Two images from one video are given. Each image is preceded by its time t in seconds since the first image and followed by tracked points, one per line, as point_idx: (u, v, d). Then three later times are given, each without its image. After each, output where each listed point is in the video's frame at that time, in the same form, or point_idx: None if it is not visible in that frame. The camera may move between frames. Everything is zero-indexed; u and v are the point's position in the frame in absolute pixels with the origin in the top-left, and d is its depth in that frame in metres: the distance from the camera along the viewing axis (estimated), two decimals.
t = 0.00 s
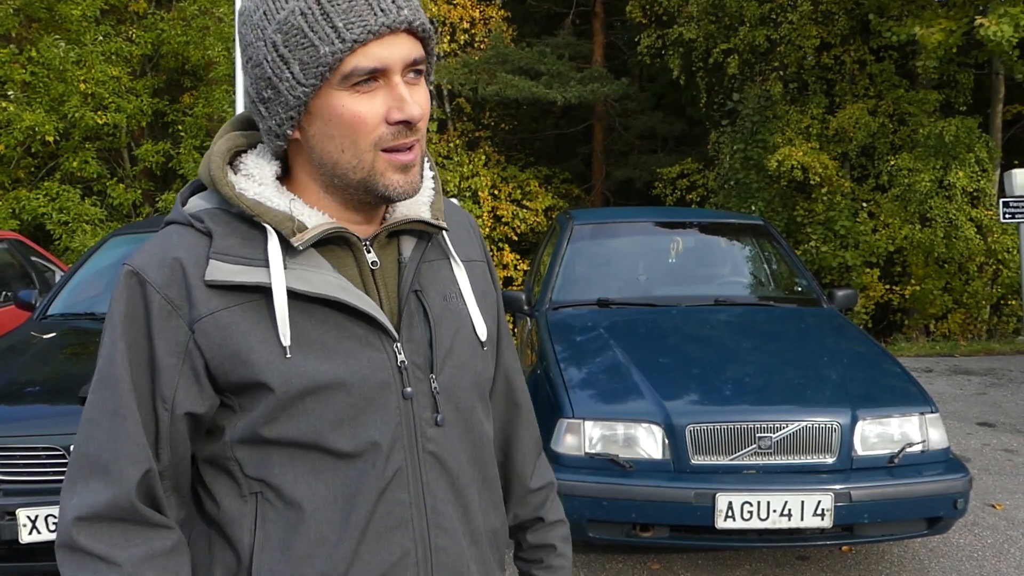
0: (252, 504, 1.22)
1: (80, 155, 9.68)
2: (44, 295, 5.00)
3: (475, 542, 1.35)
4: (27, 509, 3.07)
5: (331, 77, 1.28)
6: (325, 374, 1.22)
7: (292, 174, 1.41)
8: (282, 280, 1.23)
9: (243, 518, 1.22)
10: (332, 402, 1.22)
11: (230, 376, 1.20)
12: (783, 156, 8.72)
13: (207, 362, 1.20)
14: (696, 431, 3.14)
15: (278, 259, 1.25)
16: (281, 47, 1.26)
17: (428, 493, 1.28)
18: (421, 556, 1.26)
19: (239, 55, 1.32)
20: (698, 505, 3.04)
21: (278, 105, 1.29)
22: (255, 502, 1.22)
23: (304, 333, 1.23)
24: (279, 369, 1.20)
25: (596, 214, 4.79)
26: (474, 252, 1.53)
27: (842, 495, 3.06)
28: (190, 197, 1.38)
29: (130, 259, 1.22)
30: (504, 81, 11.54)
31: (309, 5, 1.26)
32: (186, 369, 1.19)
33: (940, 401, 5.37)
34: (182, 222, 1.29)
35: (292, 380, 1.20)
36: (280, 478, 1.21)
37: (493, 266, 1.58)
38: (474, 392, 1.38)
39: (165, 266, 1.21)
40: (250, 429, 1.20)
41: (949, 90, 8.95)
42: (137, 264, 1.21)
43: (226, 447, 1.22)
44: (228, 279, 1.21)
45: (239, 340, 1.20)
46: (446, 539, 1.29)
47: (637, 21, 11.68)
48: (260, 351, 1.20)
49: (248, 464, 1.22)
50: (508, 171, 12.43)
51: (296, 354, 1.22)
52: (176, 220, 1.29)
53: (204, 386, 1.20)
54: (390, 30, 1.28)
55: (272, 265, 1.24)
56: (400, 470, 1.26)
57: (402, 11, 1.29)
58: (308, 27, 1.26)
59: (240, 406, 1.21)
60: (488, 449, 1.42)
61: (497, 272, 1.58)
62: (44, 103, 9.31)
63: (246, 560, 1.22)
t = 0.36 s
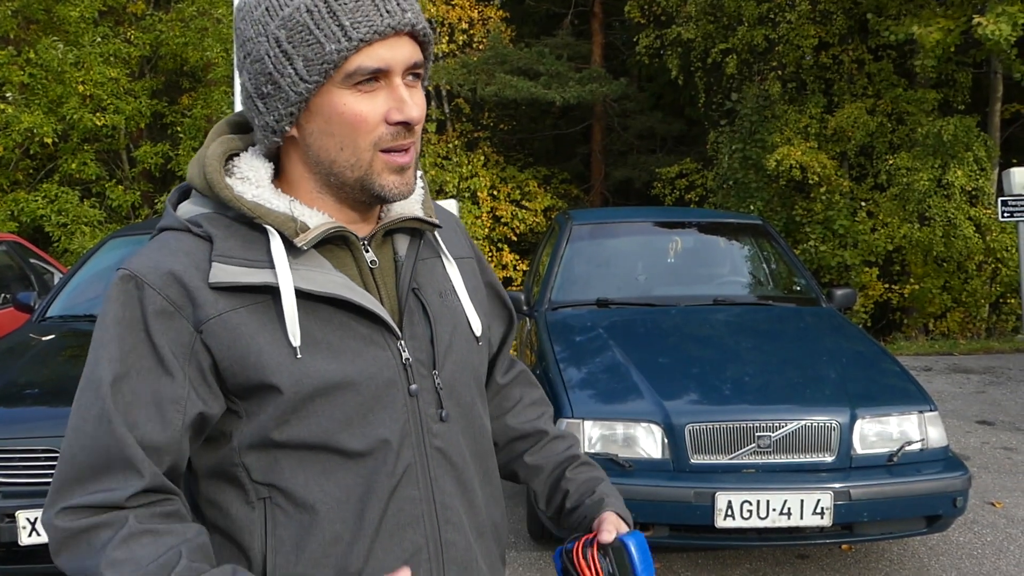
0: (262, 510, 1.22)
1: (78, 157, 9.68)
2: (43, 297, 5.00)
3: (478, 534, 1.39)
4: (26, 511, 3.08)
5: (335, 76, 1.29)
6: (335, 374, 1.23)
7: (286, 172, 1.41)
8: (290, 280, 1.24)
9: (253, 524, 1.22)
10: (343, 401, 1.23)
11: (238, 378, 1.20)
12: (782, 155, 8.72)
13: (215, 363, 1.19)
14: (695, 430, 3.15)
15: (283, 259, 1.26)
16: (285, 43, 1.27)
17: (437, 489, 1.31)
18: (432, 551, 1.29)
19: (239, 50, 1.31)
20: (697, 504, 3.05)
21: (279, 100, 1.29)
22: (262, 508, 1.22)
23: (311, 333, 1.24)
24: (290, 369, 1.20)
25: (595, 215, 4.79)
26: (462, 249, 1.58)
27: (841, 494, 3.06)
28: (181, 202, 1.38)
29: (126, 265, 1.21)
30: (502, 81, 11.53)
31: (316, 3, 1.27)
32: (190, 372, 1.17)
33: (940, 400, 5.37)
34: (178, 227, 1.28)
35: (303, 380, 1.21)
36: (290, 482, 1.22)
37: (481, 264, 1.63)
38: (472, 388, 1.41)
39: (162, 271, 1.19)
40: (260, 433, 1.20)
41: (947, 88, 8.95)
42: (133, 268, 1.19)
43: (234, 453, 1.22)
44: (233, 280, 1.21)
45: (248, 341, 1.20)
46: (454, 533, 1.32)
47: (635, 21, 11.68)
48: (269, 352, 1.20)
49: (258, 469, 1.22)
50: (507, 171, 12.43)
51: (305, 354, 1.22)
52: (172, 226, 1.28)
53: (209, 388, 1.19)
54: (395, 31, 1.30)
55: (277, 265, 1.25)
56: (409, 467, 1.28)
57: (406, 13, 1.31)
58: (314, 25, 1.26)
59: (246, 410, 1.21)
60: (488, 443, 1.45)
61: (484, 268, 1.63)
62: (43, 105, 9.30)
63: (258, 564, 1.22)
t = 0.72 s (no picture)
0: (267, 512, 1.22)
1: (77, 156, 9.66)
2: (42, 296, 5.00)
3: (482, 534, 1.40)
4: (25, 510, 3.07)
5: (333, 70, 1.29)
6: (339, 375, 1.23)
7: (285, 173, 1.40)
8: (293, 281, 1.23)
9: (258, 527, 1.22)
10: (349, 401, 1.23)
11: (241, 380, 1.19)
12: (781, 156, 8.72)
13: (218, 367, 1.19)
14: (694, 430, 3.15)
15: (286, 260, 1.26)
16: (281, 40, 1.27)
17: (442, 488, 1.31)
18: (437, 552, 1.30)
19: (235, 51, 1.31)
20: (695, 505, 3.05)
21: (278, 98, 1.29)
22: (268, 511, 1.22)
23: (315, 334, 1.24)
24: (295, 370, 1.20)
25: (594, 215, 4.79)
26: (458, 251, 1.59)
27: (839, 494, 3.06)
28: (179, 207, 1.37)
29: (126, 273, 1.20)
30: (501, 81, 11.52)
31: None
32: (195, 376, 1.17)
33: (938, 400, 5.37)
34: (177, 230, 1.27)
35: (309, 381, 1.20)
36: (296, 484, 1.22)
37: (476, 266, 1.64)
38: (473, 388, 1.42)
39: (165, 276, 1.18)
40: (264, 436, 1.20)
41: (946, 89, 8.94)
42: (135, 276, 1.19)
43: (239, 456, 1.21)
44: (236, 283, 1.20)
45: (253, 343, 1.19)
46: (459, 533, 1.33)
47: (634, 21, 11.68)
48: (274, 354, 1.20)
49: (263, 473, 1.22)
50: (506, 171, 12.43)
51: (309, 355, 1.22)
52: (171, 230, 1.27)
53: (213, 392, 1.18)
54: (392, 25, 1.31)
55: (280, 267, 1.24)
56: (414, 467, 1.29)
57: (402, 8, 1.32)
58: (311, 21, 1.27)
59: (251, 413, 1.21)
60: (488, 443, 1.45)
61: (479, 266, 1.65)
62: (42, 104, 9.29)
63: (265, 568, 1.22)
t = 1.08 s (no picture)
0: (267, 513, 1.23)
1: (78, 154, 9.65)
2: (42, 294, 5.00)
3: (483, 531, 1.39)
4: (25, 507, 3.07)
5: (298, 68, 1.29)
6: (331, 373, 1.23)
7: (271, 174, 1.41)
8: (281, 281, 1.24)
9: (258, 529, 1.23)
10: (344, 399, 1.24)
11: (236, 381, 1.20)
12: (780, 157, 8.72)
13: (212, 371, 1.19)
14: (693, 431, 3.15)
15: (275, 261, 1.26)
16: (245, 44, 1.27)
17: (441, 485, 1.31)
18: (439, 549, 1.30)
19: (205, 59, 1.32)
20: (694, 505, 3.05)
21: (248, 101, 1.30)
22: (268, 510, 1.23)
23: (307, 335, 1.24)
24: (288, 370, 1.20)
25: (594, 215, 4.80)
26: (454, 247, 1.59)
27: (838, 496, 3.06)
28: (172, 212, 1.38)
29: (119, 282, 1.20)
30: (502, 81, 11.52)
31: None
32: (189, 380, 1.18)
33: (936, 402, 5.38)
34: (167, 237, 1.27)
35: (301, 380, 1.20)
36: (294, 483, 1.22)
37: (474, 263, 1.64)
38: (470, 384, 1.42)
39: (156, 284, 1.19)
40: (259, 436, 1.21)
41: (946, 91, 8.94)
42: (126, 285, 1.19)
43: (237, 458, 1.22)
44: (226, 286, 1.20)
45: (245, 345, 1.20)
46: (461, 531, 1.32)
47: (635, 22, 11.68)
48: (266, 355, 1.20)
49: (260, 473, 1.22)
50: (506, 171, 12.44)
51: (301, 355, 1.22)
52: (161, 236, 1.27)
53: (207, 394, 1.19)
54: (351, 15, 1.30)
55: (269, 268, 1.24)
56: (412, 464, 1.28)
57: None
58: (270, 20, 1.27)
59: (247, 415, 1.22)
60: (487, 440, 1.45)
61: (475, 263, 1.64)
62: (43, 102, 9.28)
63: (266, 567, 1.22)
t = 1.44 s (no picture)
0: (268, 515, 1.23)
1: (78, 154, 9.64)
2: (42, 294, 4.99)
3: (485, 531, 1.40)
4: (27, 507, 3.07)
5: (301, 73, 1.29)
6: (330, 375, 1.23)
7: (269, 177, 1.41)
8: (278, 285, 1.24)
9: (258, 532, 1.22)
10: (343, 401, 1.24)
11: (235, 386, 1.20)
12: (781, 157, 8.72)
13: (211, 378, 1.20)
14: (693, 431, 3.15)
15: (272, 264, 1.26)
16: (249, 45, 1.27)
17: (442, 484, 1.31)
18: (441, 548, 1.29)
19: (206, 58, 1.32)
20: (694, 505, 3.05)
21: (249, 102, 1.30)
22: (270, 513, 1.23)
23: (304, 337, 1.24)
24: (287, 372, 1.21)
25: (595, 215, 4.80)
26: (452, 248, 1.59)
27: (838, 496, 3.07)
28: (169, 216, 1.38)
29: (116, 286, 1.21)
30: (502, 81, 11.52)
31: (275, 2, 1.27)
32: (188, 387, 1.18)
33: (936, 402, 5.38)
34: (165, 241, 1.27)
35: (300, 382, 1.21)
36: (295, 484, 1.22)
37: (471, 264, 1.65)
38: (470, 384, 1.42)
39: (156, 290, 1.19)
40: (259, 439, 1.21)
41: (946, 91, 8.93)
42: (124, 290, 1.19)
43: (237, 460, 1.22)
44: (223, 291, 1.21)
45: (243, 348, 1.20)
46: (462, 531, 1.32)
47: (635, 21, 11.67)
48: (264, 358, 1.20)
49: (261, 475, 1.22)
50: (506, 171, 12.44)
51: (298, 357, 1.22)
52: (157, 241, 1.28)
53: (206, 401, 1.19)
54: (357, 24, 1.31)
55: (266, 271, 1.25)
56: (412, 464, 1.29)
57: (367, 6, 1.32)
58: (275, 23, 1.27)
59: (246, 418, 1.22)
60: (487, 439, 1.46)
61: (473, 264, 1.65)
62: (44, 101, 9.27)
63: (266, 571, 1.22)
